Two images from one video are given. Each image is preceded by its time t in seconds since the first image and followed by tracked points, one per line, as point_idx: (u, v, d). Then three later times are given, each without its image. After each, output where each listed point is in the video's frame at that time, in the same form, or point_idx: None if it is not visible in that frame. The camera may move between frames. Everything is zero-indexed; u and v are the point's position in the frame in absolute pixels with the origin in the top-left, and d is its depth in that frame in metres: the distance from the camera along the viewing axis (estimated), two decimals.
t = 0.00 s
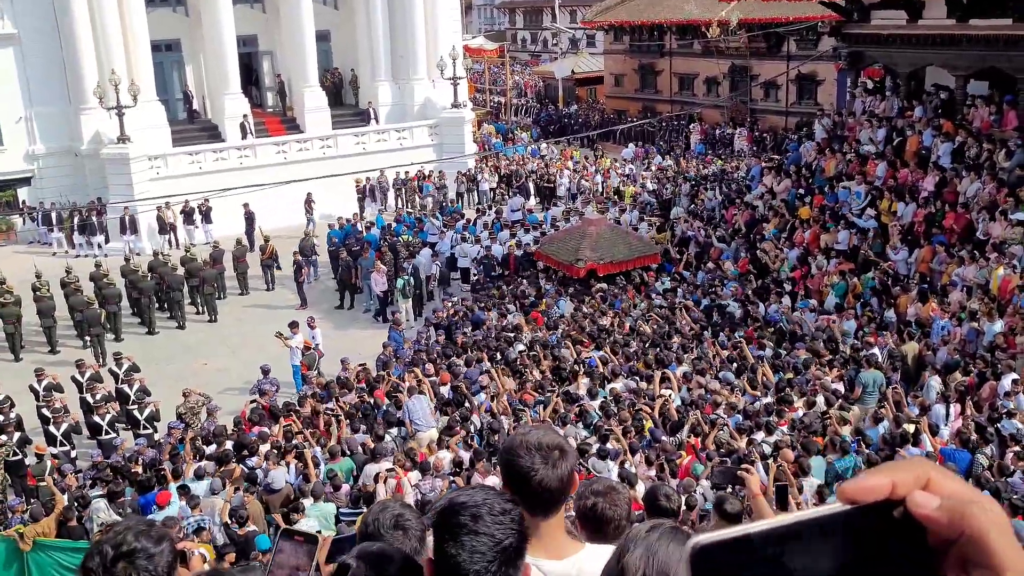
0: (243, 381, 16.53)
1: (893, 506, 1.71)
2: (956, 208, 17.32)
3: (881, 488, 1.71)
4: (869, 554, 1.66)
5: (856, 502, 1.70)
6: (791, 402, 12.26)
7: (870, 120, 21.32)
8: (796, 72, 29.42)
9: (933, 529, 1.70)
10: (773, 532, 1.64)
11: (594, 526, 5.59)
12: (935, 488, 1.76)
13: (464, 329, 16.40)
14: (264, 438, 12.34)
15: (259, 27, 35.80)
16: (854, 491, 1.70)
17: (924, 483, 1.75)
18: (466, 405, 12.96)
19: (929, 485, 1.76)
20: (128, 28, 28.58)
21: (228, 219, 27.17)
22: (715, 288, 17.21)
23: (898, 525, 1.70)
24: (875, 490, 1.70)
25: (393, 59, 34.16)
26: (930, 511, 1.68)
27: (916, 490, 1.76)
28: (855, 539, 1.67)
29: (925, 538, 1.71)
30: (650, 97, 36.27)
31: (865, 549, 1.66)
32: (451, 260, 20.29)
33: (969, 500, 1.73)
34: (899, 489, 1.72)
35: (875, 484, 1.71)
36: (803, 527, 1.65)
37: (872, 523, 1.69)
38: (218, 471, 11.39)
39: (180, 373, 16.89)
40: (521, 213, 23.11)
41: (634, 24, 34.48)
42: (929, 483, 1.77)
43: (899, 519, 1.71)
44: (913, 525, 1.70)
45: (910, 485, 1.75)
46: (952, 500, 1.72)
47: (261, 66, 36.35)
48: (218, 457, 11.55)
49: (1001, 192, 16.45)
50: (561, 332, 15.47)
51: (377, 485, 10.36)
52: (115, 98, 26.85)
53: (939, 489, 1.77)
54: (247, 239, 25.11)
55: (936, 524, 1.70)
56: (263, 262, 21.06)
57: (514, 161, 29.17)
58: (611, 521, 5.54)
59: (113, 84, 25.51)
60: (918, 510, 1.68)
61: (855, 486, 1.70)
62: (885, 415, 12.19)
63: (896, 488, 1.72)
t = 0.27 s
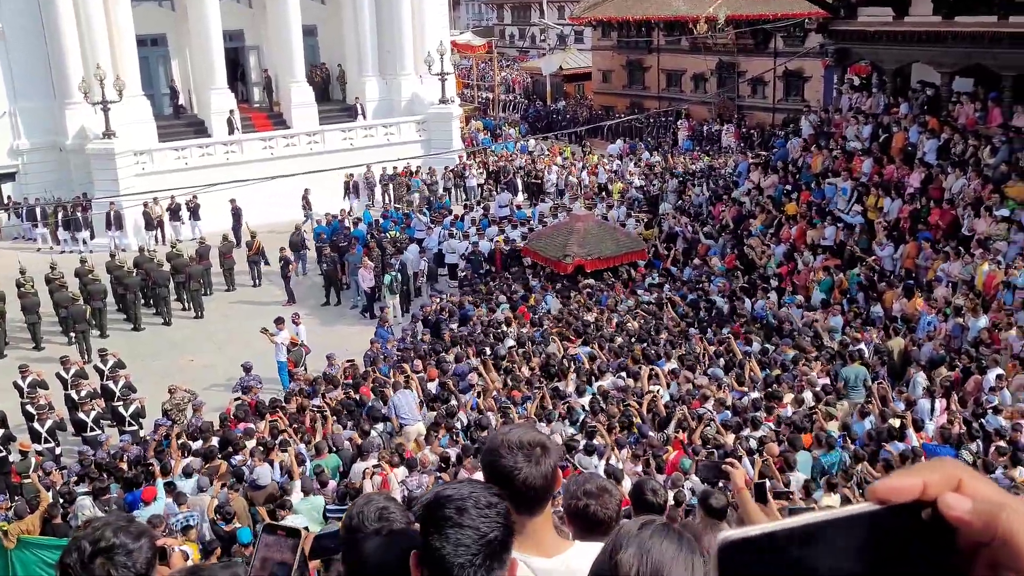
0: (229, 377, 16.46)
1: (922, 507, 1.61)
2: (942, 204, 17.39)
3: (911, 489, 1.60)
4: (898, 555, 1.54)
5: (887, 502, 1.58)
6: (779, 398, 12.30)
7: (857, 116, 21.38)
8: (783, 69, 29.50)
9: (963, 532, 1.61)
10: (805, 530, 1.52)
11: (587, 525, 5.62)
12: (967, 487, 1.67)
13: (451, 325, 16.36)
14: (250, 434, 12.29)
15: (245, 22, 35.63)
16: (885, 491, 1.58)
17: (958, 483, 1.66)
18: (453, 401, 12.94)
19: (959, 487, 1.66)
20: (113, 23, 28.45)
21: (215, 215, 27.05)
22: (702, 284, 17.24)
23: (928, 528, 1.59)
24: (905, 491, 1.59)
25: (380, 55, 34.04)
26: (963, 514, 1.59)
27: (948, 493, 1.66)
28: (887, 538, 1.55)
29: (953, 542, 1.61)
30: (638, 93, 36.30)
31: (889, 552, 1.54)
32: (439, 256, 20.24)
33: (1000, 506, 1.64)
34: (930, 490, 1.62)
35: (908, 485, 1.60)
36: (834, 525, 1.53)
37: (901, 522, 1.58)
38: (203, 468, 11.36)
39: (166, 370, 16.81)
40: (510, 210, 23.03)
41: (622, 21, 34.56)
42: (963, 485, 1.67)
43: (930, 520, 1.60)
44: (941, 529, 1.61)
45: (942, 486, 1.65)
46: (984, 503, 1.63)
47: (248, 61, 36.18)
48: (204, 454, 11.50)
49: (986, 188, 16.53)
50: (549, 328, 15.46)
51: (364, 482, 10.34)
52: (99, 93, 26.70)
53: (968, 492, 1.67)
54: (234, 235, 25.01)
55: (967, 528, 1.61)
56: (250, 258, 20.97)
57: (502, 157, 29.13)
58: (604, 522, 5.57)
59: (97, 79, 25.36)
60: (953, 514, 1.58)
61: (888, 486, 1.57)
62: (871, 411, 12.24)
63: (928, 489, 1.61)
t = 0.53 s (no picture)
0: (213, 376, 16.39)
1: (927, 509, 1.61)
2: (924, 201, 17.50)
3: (916, 490, 1.61)
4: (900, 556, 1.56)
5: (893, 501, 1.60)
6: (765, 395, 12.35)
7: (840, 114, 21.48)
8: (767, 67, 29.61)
9: (968, 533, 1.62)
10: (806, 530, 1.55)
11: (574, 521, 5.62)
12: (973, 488, 1.68)
13: (435, 323, 16.34)
14: (233, 433, 12.24)
15: (229, 18, 35.47)
16: (890, 491, 1.60)
17: (965, 484, 1.67)
18: (438, 399, 12.94)
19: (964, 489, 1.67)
20: (95, 19, 28.30)
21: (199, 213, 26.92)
22: (686, 282, 17.29)
23: (932, 529, 1.60)
24: (910, 492, 1.60)
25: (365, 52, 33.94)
26: (967, 515, 1.60)
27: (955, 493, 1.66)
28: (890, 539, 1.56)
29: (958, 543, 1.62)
30: (623, 91, 36.36)
31: (893, 551, 1.56)
32: (423, 253, 20.19)
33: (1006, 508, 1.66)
34: (935, 491, 1.63)
35: (912, 485, 1.61)
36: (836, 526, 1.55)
37: (906, 521, 1.59)
38: (186, 467, 11.32)
39: (149, 368, 16.71)
40: (494, 207, 23.07)
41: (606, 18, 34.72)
42: (968, 486, 1.68)
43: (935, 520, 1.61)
44: (947, 530, 1.61)
45: (948, 487, 1.65)
46: (990, 504, 1.65)
47: (231, 59, 36.00)
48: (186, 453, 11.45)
49: (968, 186, 16.65)
50: (534, 326, 15.46)
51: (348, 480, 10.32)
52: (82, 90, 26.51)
53: (973, 494, 1.67)
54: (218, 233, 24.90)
55: (973, 530, 1.63)
56: (233, 256, 20.88)
57: (487, 155, 29.13)
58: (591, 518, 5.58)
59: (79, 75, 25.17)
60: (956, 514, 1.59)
61: (892, 487, 1.59)
62: (855, 408, 12.31)
63: (933, 490, 1.62)
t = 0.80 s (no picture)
0: (194, 378, 16.30)
1: (911, 529, 1.77)
2: (904, 202, 17.65)
3: (901, 508, 1.76)
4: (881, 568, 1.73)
5: (877, 519, 1.75)
6: (747, 395, 12.45)
7: (820, 116, 21.64)
8: (748, 69, 29.75)
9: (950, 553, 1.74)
10: (800, 542, 1.68)
11: (555, 522, 5.61)
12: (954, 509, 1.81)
13: (417, 325, 16.32)
14: (214, 436, 12.20)
15: (209, 19, 35.32)
16: (876, 510, 1.75)
17: (946, 506, 1.80)
18: (421, 401, 12.95)
19: (947, 508, 1.81)
20: (73, 19, 28.08)
21: (180, 214, 26.77)
22: (668, 282, 17.36)
23: (914, 546, 1.75)
24: (896, 510, 1.75)
25: (347, 53, 33.87)
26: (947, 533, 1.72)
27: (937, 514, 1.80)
28: (871, 555, 1.73)
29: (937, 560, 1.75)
30: (605, 92, 36.43)
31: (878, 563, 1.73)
32: (405, 255, 20.15)
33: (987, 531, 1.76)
34: (918, 510, 1.77)
35: (897, 502, 1.75)
36: (826, 540, 1.69)
37: (888, 538, 1.75)
38: (167, 470, 11.27)
39: (129, 371, 16.61)
40: (477, 208, 23.06)
41: (589, 20, 34.79)
42: (950, 507, 1.81)
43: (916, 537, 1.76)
44: (926, 547, 1.76)
45: (932, 507, 1.79)
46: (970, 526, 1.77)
47: (212, 59, 35.84)
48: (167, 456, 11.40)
49: (947, 187, 16.81)
50: (516, 327, 15.49)
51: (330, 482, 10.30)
52: (61, 90, 26.29)
53: (954, 513, 1.81)
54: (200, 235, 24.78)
55: (949, 547, 1.78)
56: (215, 258, 20.79)
57: (470, 157, 29.13)
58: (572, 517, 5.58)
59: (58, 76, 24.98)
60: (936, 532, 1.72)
61: (877, 504, 1.74)
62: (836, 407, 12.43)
63: (917, 508, 1.77)
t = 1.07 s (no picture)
0: (183, 370, 16.28)
1: (878, 518, 1.79)
2: (891, 193, 17.73)
3: (865, 497, 1.78)
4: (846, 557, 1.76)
5: (841, 508, 1.77)
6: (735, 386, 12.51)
7: (809, 107, 21.68)
8: (737, 60, 29.76)
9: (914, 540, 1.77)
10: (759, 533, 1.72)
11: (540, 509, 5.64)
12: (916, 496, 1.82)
13: (406, 317, 16.33)
14: (202, 428, 12.19)
15: (197, 11, 35.16)
16: (839, 499, 1.77)
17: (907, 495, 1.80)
18: (410, 392, 12.97)
19: (911, 496, 1.83)
20: (59, 10, 27.89)
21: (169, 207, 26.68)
22: (657, 274, 17.40)
23: (876, 535, 1.78)
24: (858, 498, 1.77)
25: (336, 45, 33.77)
26: (908, 521, 1.75)
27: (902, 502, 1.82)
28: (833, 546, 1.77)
29: (904, 549, 1.79)
30: (594, 84, 36.43)
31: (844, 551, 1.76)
32: (394, 247, 20.15)
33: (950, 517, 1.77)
34: (881, 499, 1.79)
35: (859, 492, 1.77)
36: (784, 532, 1.73)
37: (851, 528, 1.77)
38: (156, 463, 11.26)
39: (117, 364, 16.57)
40: (466, 200, 23.05)
41: (578, 12, 34.74)
42: (912, 495, 1.82)
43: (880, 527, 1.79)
44: (894, 536, 1.79)
45: (896, 495, 1.81)
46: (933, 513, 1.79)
47: (199, 51, 35.69)
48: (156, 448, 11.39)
49: (934, 178, 16.89)
50: (505, 319, 15.51)
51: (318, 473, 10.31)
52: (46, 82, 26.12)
53: (920, 501, 1.83)
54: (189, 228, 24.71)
55: (915, 536, 1.78)
56: (203, 251, 20.73)
57: (460, 148, 29.10)
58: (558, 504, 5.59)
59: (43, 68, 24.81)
60: (896, 520, 1.76)
61: (840, 495, 1.76)
62: (824, 397, 12.53)
63: (879, 498, 1.78)
